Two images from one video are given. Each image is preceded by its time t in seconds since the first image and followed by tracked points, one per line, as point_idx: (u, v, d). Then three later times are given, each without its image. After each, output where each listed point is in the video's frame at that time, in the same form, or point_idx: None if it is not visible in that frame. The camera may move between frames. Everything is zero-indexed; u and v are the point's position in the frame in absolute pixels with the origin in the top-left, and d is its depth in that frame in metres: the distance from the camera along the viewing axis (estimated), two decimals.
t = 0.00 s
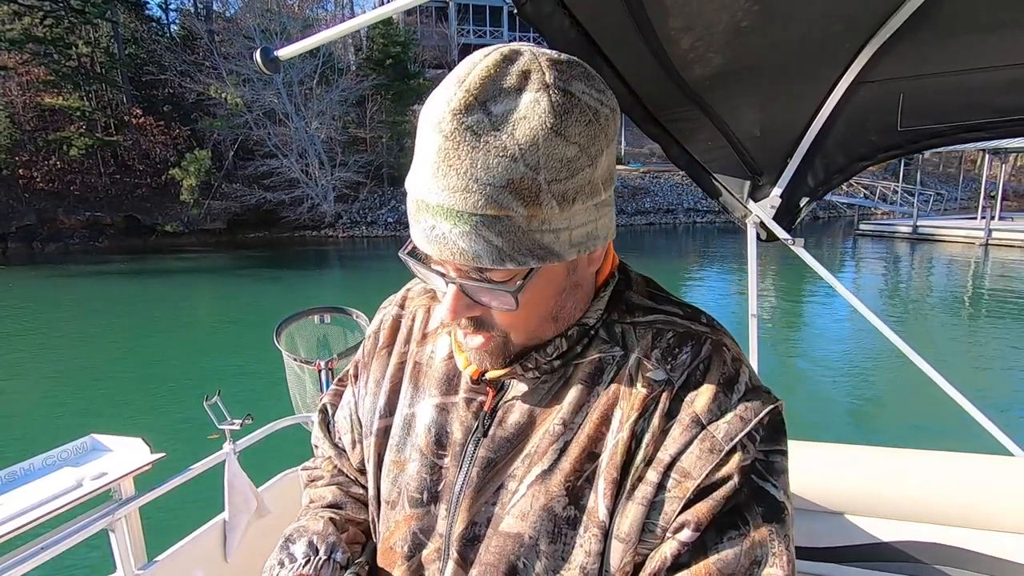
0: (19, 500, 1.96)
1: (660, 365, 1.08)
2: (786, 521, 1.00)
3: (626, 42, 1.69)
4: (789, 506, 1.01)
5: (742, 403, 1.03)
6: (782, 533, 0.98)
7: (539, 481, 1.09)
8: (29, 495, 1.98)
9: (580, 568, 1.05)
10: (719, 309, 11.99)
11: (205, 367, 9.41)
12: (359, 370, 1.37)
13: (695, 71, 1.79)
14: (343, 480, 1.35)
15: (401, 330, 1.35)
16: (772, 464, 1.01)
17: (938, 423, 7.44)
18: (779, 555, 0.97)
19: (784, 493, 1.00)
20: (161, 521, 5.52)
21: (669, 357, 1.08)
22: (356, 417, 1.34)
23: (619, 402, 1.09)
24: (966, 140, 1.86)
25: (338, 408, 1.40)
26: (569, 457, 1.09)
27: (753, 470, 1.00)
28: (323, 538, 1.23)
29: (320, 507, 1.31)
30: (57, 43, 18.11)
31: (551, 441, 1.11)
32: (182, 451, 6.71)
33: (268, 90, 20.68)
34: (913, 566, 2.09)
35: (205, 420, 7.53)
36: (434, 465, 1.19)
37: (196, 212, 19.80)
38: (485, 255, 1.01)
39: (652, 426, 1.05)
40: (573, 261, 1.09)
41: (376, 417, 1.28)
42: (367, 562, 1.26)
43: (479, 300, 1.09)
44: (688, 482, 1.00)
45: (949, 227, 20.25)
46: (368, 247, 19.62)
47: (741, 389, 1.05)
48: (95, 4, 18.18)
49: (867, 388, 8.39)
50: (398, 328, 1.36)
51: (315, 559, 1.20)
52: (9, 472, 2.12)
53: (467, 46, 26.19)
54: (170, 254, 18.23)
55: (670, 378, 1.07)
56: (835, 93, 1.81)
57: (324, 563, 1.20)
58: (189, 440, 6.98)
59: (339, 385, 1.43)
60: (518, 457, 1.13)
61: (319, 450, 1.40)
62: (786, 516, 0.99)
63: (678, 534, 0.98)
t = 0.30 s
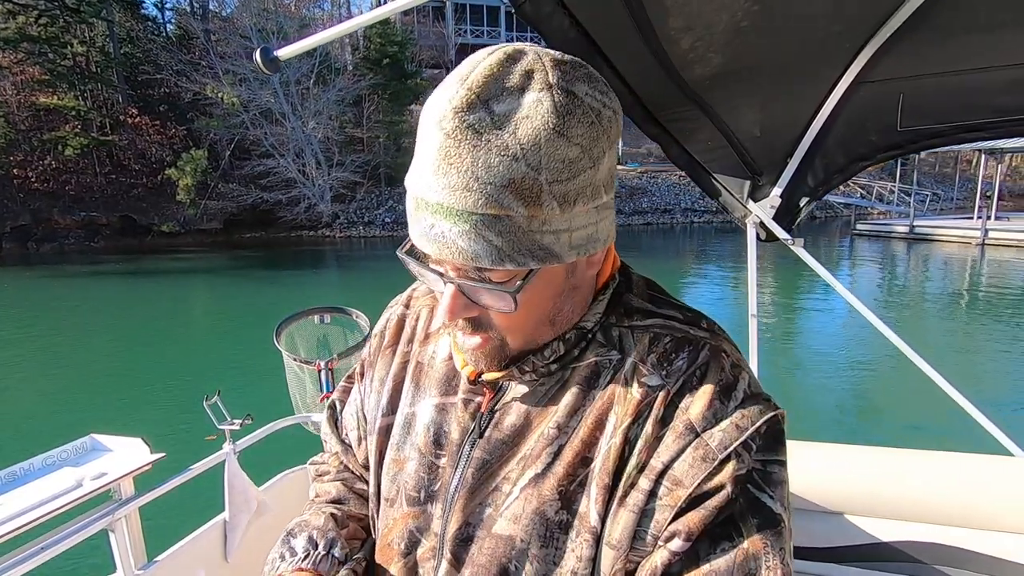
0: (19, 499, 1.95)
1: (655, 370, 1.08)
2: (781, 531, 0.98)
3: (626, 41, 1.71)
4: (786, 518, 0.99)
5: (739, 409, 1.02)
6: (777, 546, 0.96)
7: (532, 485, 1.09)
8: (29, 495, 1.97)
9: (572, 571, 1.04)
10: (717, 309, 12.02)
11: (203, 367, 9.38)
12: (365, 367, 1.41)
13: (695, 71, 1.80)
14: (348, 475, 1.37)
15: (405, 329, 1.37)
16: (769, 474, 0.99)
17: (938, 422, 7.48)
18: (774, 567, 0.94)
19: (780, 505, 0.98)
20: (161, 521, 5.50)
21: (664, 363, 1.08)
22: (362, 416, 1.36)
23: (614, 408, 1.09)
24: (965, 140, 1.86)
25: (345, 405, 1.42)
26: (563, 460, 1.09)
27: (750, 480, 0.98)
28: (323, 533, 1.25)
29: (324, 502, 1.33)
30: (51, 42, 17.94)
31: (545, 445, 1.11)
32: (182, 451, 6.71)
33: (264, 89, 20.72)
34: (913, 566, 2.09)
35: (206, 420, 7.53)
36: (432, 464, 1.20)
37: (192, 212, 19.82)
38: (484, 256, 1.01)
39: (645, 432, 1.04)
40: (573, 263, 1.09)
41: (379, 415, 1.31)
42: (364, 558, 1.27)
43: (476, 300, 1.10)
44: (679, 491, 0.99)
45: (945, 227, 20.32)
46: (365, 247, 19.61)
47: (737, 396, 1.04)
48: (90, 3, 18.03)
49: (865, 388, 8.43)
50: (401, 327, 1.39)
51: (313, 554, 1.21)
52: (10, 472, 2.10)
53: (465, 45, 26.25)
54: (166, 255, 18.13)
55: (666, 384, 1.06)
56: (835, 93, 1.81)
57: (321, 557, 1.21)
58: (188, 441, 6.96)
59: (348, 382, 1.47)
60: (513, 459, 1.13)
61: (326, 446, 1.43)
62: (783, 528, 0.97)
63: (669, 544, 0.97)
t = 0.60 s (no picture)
0: (19, 498, 1.94)
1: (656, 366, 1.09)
2: (783, 530, 0.97)
3: (627, 41, 1.71)
4: (786, 516, 0.98)
5: (739, 408, 1.02)
6: (777, 544, 0.95)
7: (533, 483, 1.09)
8: (28, 494, 1.96)
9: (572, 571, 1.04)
10: (715, 308, 12.05)
11: (201, 368, 9.35)
12: (365, 368, 1.42)
13: (695, 70, 1.81)
14: (348, 473, 1.37)
15: (405, 329, 1.40)
16: (770, 474, 0.99)
17: (938, 422, 7.49)
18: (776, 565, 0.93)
19: (780, 504, 0.98)
20: (161, 521, 5.48)
21: (666, 359, 1.09)
22: (362, 415, 1.37)
23: (613, 409, 1.09)
24: (964, 140, 1.87)
25: (344, 405, 1.44)
26: (564, 458, 1.09)
27: (749, 480, 0.97)
28: (324, 531, 1.25)
29: (325, 500, 1.33)
30: (47, 42, 17.81)
31: (545, 444, 1.11)
32: (184, 450, 6.71)
33: (262, 89, 20.55)
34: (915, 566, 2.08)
35: (206, 420, 7.54)
36: (432, 464, 1.20)
37: (189, 212, 19.81)
38: (560, 163, 1.09)
39: (645, 430, 1.04)
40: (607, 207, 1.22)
41: (378, 415, 1.31)
42: (364, 556, 1.27)
43: (541, 227, 1.14)
44: (680, 490, 0.98)
45: (943, 227, 20.40)
46: (363, 247, 19.62)
47: (736, 395, 1.03)
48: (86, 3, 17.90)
49: (864, 388, 8.45)
50: (401, 327, 1.41)
51: (314, 552, 1.21)
52: (9, 471, 2.09)
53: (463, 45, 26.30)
54: (163, 255, 18.05)
55: (665, 382, 1.06)
56: (834, 93, 1.81)
57: (322, 555, 1.21)
58: (187, 441, 6.95)
59: (346, 382, 1.48)
60: (515, 457, 1.13)
61: (326, 447, 1.44)
62: (782, 527, 0.96)
63: (670, 542, 0.96)
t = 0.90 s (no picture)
0: (18, 499, 1.93)
1: (658, 363, 1.10)
2: (785, 526, 0.97)
3: (626, 41, 1.75)
4: (788, 511, 0.98)
5: (741, 404, 1.02)
6: (780, 536, 0.95)
7: (536, 481, 1.09)
8: (28, 494, 1.95)
9: (577, 569, 1.03)
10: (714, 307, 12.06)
11: (199, 369, 9.33)
12: (364, 369, 1.42)
13: (695, 70, 1.82)
14: (346, 474, 1.37)
15: (404, 329, 1.41)
16: (770, 467, 0.99)
17: (936, 422, 7.51)
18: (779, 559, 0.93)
19: (782, 498, 0.98)
20: (161, 521, 5.45)
21: (668, 356, 1.10)
22: (360, 415, 1.37)
23: (616, 407, 1.09)
24: (964, 140, 1.88)
25: (342, 406, 1.43)
26: (568, 456, 1.09)
27: (752, 474, 0.97)
28: (325, 533, 1.24)
29: (324, 501, 1.33)
30: (43, 42, 17.80)
31: (549, 442, 1.11)
32: (185, 450, 6.74)
33: (259, 89, 20.51)
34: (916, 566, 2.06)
35: (205, 419, 7.55)
36: (434, 464, 1.19)
37: (186, 212, 19.67)
38: (598, 151, 1.13)
39: (649, 427, 1.04)
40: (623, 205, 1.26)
41: (379, 414, 1.31)
42: (365, 556, 1.26)
43: (573, 212, 1.15)
44: (684, 485, 0.98)
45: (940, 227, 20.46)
46: (361, 247, 19.62)
47: (739, 391, 1.04)
48: (83, 2, 17.87)
49: (863, 388, 8.46)
50: (401, 327, 1.42)
51: (316, 554, 1.21)
52: (8, 471, 2.07)
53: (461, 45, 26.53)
54: (160, 255, 18.01)
55: (668, 378, 1.07)
56: (833, 93, 1.82)
57: (324, 557, 1.21)
58: (187, 441, 6.94)
59: (343, 383, 1.48)
60: (519, 456, 1.13)
61: (324, 447, 1.43)
62: (786, 520, 0.96)
63: (674, 537, 0.96)
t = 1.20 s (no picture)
0: (17, 499, 1.93)
1: (665, 367, 1.09)
2: (790, 532, 0.98)
3: (627, 41, 1.76)
4: (794, 515, 0.99)
5: (747, 409, 1.03)
6: (787, 541, 0.96)
7: (543, 483, 1.09)
8: (28, 494, 1.95)
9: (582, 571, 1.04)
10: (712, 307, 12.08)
11: (198, 369, 9.31)
12: (365, 370, 1.42)
13: (695, 69, 1.82)
14: (347, 476, 1.37)
15: (408, 329, 1.40)
16: (777, 472, 1.00)
17: (937, 422, 7.51)
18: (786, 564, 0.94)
19: (788, 503, 0.99)
20: (163, 520, 5.44)
21: (675, 360, 1.09)
22: (362, 416, 1.37)
23: (622, 411, 1.10)
24: (965, 140, 1.88)
25: (342, 406, 1.42)
26: (574, 458, 1.09)
27: (758, 479, 0.98)
28: (327, 536, 1.24)
29: (324, 504, 1.32)
30: (40, 41, 17.66)
31: (555, 444, 1.11)
32: (185, 449, 6.75)
33: (257, 89, 20.43)
34: (914, 566, 2.10)
35: (206, 419, 7.56)
36: (439, 466, 1.20)
37: (184, 212, 19.65)
38: (598, 151, 1.13)
39: (656, 430, 1.05)
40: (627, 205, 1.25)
41: (381, 415, 1.31)
42: (368, 559, 1.26)
43: (574, 214, 1.15)
44: (692, 488, 0.98)
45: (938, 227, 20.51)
46: (359, 247, 19.62)
47: (745, 396, 1.04)
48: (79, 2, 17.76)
49: (860, 387, 8.48)
50: (404, 327, 1.42)
51: (318, 557, 1.21)
52: (8, 471, 2.07)
53: (459, 46, 26.84)
54: (158, 256, 17.99)
55: (676, 382, 1.07)
56: (833, 93, 1.82)
57: (326, 560, 1.20)
58: (186, 441, 6.95)
59: (344, 383, 1.47)
60: (525, 458, 1.13)
61: (324, 448, 1.43)
62: (791, 525, 0.97)
63: (682, 541, 0.96)
